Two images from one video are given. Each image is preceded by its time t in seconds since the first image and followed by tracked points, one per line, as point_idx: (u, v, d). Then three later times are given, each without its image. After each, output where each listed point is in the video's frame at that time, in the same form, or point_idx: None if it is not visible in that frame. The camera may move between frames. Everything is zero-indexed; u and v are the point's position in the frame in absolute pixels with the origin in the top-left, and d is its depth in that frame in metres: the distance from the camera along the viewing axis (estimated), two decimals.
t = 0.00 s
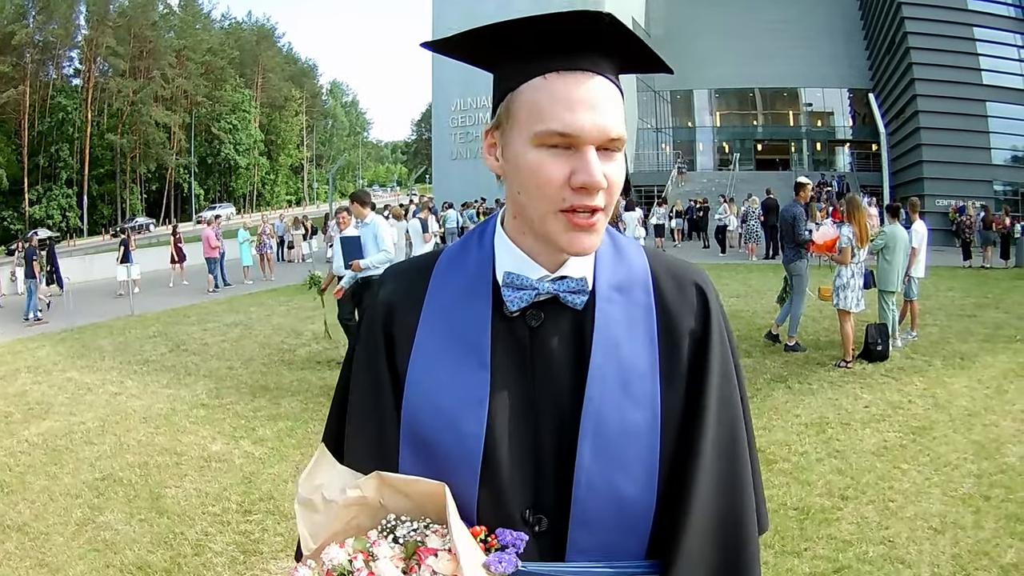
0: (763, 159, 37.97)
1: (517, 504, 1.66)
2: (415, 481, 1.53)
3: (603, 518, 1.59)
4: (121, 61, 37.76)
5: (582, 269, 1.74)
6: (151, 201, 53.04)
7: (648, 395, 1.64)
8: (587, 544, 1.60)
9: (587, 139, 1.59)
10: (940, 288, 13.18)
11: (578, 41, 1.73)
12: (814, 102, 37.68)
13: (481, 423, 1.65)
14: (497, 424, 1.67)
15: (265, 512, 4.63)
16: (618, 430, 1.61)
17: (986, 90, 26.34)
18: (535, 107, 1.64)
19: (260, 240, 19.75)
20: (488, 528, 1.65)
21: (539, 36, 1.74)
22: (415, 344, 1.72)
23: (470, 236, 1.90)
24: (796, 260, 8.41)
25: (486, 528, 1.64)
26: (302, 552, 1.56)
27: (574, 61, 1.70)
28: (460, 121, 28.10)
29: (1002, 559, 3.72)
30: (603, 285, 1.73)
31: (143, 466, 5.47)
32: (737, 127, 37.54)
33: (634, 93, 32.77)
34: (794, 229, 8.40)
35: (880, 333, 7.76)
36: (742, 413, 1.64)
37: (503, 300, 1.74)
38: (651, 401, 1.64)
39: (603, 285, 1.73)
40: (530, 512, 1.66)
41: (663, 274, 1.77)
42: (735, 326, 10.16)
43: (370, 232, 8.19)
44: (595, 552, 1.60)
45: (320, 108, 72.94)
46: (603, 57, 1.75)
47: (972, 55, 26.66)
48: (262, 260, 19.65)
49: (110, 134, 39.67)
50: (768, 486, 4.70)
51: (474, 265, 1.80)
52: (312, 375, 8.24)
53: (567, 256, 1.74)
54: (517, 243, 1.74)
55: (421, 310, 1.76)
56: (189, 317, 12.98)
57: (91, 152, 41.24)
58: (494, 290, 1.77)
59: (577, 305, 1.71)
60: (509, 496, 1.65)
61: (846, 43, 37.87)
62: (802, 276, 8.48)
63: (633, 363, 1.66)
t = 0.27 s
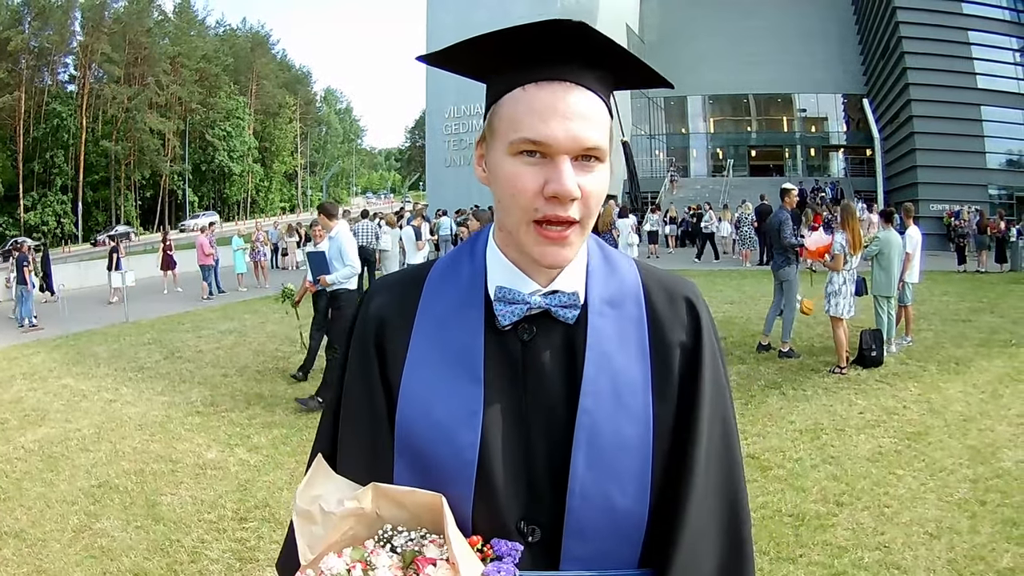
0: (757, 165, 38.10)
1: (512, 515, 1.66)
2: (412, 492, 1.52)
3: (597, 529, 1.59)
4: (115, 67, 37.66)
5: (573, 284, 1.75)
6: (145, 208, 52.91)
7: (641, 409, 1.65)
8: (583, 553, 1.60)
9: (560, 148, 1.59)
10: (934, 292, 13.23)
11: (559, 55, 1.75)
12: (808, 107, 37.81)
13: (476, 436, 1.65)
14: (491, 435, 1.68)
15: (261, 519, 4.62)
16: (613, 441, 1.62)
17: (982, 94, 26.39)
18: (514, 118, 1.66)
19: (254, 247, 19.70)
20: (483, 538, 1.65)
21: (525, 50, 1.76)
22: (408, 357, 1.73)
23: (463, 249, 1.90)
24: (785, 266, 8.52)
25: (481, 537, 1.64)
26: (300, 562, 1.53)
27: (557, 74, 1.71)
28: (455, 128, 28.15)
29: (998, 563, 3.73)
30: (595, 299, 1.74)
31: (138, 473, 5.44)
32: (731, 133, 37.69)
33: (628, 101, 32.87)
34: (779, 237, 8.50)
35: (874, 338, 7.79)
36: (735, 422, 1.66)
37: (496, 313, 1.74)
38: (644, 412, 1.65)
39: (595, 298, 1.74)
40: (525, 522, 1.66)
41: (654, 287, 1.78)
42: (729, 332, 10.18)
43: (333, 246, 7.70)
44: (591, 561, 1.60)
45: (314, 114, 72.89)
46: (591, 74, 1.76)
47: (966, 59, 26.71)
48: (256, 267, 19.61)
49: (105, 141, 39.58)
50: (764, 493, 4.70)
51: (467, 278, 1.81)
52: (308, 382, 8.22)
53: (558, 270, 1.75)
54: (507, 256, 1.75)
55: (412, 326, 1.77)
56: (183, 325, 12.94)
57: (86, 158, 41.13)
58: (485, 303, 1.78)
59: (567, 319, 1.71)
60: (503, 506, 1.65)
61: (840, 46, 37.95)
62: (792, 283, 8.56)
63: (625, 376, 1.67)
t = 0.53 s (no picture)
0: (759, 166, 37.71)
1: (506, 511, 1.66)
2: (410, 487, 1.55)
3: (589, 529, 1.60)
4: (117, 69, 37.71)
5: (571, 287, 1.76)
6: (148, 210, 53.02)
7: (636, 410, 1.65)
8: (577, 553, 1.60)
9: (543, 153, 1.61)
10: (937, 293, 13.21)
11: (549, 63, 1.76)
12: (810, 109, 37.62)
13: (473, 435, 1.66)
14: (489, 436, 1.69)
15: (264, 520, 4.63)
16: (606, 442, 1.62)
17: (983, 95, 26.35)
18: (508, 123, 1.68)
19: (257, 249, 19.73)
20: (478, 533, 1.65)
21: (519, 61, 1.77)
22: (412, 357, 1.74)
23: (467, 254, 1.93)
24: (779, 268, 8.55)
25: (476, 533, 1.65)
26: (301, 551, 1.59)
27: (546, 83, 1.73)
28: (458, 130, 28.17)
29: (1000, 564, 3.73)
30: (593, 302, 1.74)
31: (142, 474, 5.45)
32: (733, 134, 37.55)
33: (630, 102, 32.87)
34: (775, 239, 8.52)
35: (877, 340, 7.78)
36: (732, 424, 1.64)
37: (494, 315, 1.75)
38: (640, 415, 1.65)
39: (592, 302, 1.75)
40: (518, 518, 1.66)
41: (653, 292, 1.78)
42: (732, 334, 10.19)
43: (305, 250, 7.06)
44: (582, 561, 1.61)
45: (316, 116, 72.96)
46: (581, 86, 1.78)
47: (968, 60, 26.69)
48: (259, 269, 19.64)
49: (107, 143, 39.66)
50: (766, 494, 4.71)
51: (469, 284, 1.82)
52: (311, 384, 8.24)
53: (556, 273, 1.75)
54: (505, 259, 1.76)
55: (417, 327, 1.79)
56: (187, 326, 12.97)
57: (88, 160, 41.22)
58: (486, 306, 1.78)
59: (565, 320, 1.72)
60: (499, 504, 1.66)
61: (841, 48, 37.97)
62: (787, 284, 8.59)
63: (621, 377, 1.67)
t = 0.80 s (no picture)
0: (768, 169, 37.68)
1: (511, 506, 1.67)
2: (420, 480, 1.57)
3: (589, 524, 1.60)
4: (125, 69, 37.90)
5: (580, 287, 1.76)
6: (156, 210, 53.30)
7: (640, 409, 1.65)
8: (577, 549, 1.61)
9: (541, 154, 1.63)
10: (945, 297, 13.14)
11: (545, 69, 1.76)
12: (819, 111, 37.50)
13: (482, 432, 1.68)
14: (497, 432, 1.70)
15: (270, 520, 4.64)
16: (609, 440, 1.63)
17: (991, 98, 26.29)
18: (512, 124, 1.69)
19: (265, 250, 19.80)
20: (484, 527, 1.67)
21: (520, 66, 1.78)
22: (428, 355, 1.78)
23: (484, 255, 1.94)
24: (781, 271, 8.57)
25: (481, 526, 1.66)
26: (313, 537, 1.61)
27: (543, 86, 1.73)
28: (465, 132, 28.22)
29: (1004, 567, 3.71)
30: (602, 302, 1.74)
31: (149, 474, 5.48)
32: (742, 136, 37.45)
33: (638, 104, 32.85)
34: (779, 243, 8.53)
35: (884, 343, 7.74)
36: (738, 425, 1.63)
37: (506, 314, 1.77)
38: (643, 413, 1.65)
39: (600, 303, 1.75)
40: (523, 514, 1.66)
41: (662, 293, 1.77)
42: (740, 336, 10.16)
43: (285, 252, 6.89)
44: (583, 557, 1.61)
45: (325, 117, 73.16)
46: (578, 87, 1.77)
47: (975, 64, 26.68)
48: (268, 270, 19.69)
49: (115, 143, 39.88)
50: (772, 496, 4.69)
51: (484, 286, 1.83)
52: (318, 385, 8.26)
53: (566, 271, 1.76)
54: (515, 258, 1.78)
55: (434, 326, 1.82)
56: (194, 327, 13.04)
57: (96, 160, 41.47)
58: (499, 307, 1.80)
59: (574, 320, 1.72)
60: (505, 499, 1.67)
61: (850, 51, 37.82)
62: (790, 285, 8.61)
63: (626, 377, 1.67)
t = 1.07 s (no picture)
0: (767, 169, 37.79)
1: (505, 494, 1.67)
2: (419, 467, 1.57)
3: (579, 514, 1.59)
4: (125, 70, 37.90)
5: (574, 282, 1.75)
6: (156, 210, 53.31)
7: (632, 400, 1.63)
8: (569, 538, 1.60)
9: (517, 164, 1.63)
10: (944, 297, 13.16)
11: (513, 79, 1.75)
12: (818, 112, 37.51)
13: (479, 425, 1.68)
14: (493, 424, 1.71)
15: (270, 520, 4.65)
16: (602, 429, 1.61)
17: (990, 98, 26.28)
18: (491, 134, 1.70)
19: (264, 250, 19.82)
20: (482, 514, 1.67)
21: (494, 76, 1.77)
22: (430, 348, 1.79)
23: (487, 253, 1.94)
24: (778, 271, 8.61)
25: (478, 514, 1.67)
26: (318, 520, 1.64)
27: (515, 98, 1.72)
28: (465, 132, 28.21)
29: (1001, 566, 3.71)
30: (595, 297, 1.73)
31: (149, 473, 5.49)
32: (741, 136, 37.46)
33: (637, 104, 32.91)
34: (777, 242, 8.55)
35: (883, 342, 7.75)
36: (729, 415, 1.59)
37: (504, 310, 1.77)
38: (635, 403, 1.63)
39: (595, 296, 1.73)
40: (518, 503, 1.66)
41: (656, 285, 1.75)
42: (738, 336, 10.19)
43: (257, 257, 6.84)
44: (573, 545, 1.60)
45: (324, 118, 73.12)
46: (550, 98, 1.75)
47: (975, 64, 26.68)
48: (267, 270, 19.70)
49: (114, 143, 39.89)
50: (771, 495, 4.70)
51: (484, 283, 1.84)
52: (317, 385, 8.26)
53: (560, 268, 1.75)
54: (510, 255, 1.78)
55: (438, 321, 1.83)
56: (194, 327, 13.05)
57: (96, 160, 41.49)
58: (496, 303, 1.80)
59: (569, 315, 1.72)
60: (501, 487, 1.67)
61: (849, 51, 37.83)
62: (788, 285, 8.64)
63: (619, 366, 1.65)
